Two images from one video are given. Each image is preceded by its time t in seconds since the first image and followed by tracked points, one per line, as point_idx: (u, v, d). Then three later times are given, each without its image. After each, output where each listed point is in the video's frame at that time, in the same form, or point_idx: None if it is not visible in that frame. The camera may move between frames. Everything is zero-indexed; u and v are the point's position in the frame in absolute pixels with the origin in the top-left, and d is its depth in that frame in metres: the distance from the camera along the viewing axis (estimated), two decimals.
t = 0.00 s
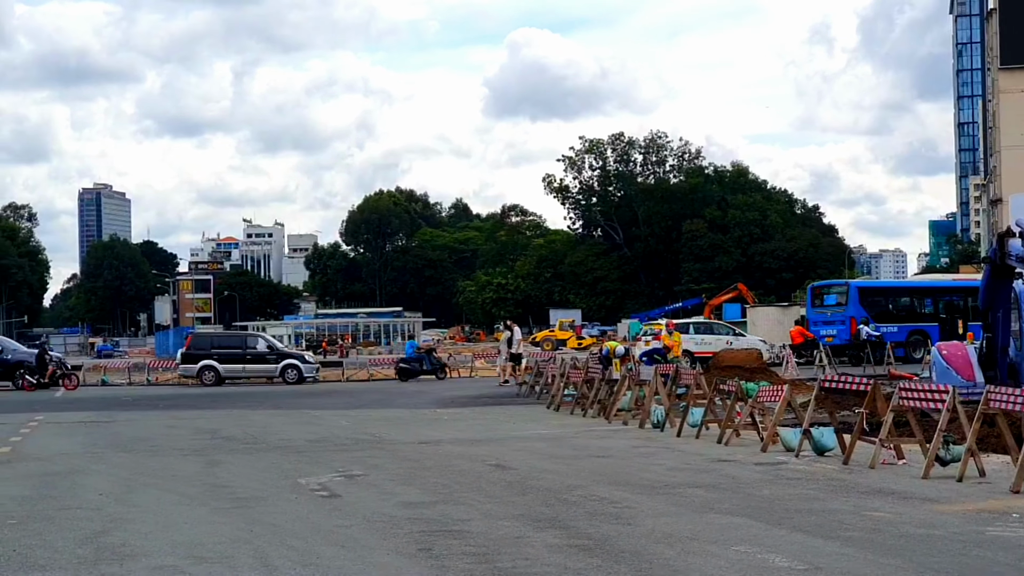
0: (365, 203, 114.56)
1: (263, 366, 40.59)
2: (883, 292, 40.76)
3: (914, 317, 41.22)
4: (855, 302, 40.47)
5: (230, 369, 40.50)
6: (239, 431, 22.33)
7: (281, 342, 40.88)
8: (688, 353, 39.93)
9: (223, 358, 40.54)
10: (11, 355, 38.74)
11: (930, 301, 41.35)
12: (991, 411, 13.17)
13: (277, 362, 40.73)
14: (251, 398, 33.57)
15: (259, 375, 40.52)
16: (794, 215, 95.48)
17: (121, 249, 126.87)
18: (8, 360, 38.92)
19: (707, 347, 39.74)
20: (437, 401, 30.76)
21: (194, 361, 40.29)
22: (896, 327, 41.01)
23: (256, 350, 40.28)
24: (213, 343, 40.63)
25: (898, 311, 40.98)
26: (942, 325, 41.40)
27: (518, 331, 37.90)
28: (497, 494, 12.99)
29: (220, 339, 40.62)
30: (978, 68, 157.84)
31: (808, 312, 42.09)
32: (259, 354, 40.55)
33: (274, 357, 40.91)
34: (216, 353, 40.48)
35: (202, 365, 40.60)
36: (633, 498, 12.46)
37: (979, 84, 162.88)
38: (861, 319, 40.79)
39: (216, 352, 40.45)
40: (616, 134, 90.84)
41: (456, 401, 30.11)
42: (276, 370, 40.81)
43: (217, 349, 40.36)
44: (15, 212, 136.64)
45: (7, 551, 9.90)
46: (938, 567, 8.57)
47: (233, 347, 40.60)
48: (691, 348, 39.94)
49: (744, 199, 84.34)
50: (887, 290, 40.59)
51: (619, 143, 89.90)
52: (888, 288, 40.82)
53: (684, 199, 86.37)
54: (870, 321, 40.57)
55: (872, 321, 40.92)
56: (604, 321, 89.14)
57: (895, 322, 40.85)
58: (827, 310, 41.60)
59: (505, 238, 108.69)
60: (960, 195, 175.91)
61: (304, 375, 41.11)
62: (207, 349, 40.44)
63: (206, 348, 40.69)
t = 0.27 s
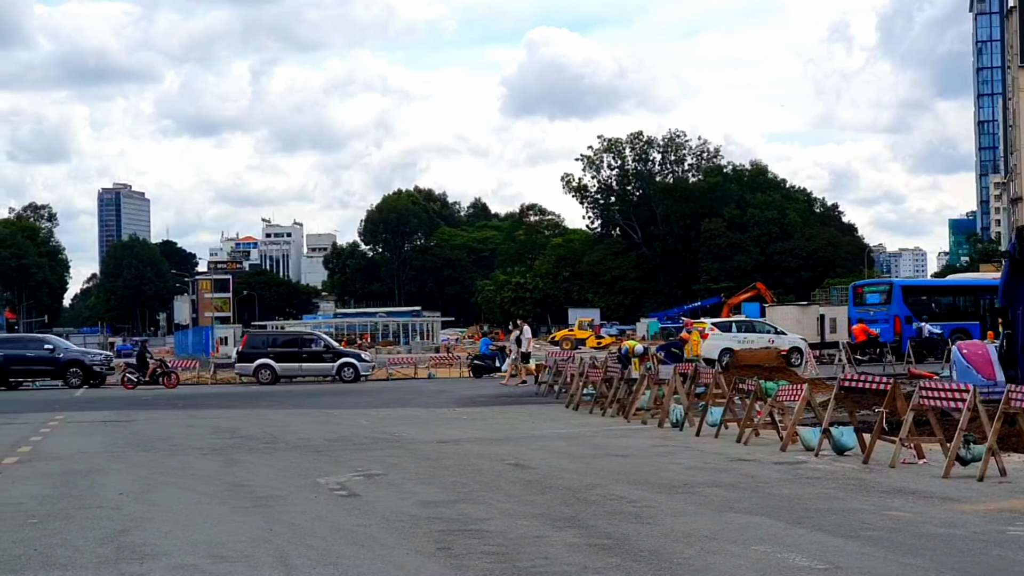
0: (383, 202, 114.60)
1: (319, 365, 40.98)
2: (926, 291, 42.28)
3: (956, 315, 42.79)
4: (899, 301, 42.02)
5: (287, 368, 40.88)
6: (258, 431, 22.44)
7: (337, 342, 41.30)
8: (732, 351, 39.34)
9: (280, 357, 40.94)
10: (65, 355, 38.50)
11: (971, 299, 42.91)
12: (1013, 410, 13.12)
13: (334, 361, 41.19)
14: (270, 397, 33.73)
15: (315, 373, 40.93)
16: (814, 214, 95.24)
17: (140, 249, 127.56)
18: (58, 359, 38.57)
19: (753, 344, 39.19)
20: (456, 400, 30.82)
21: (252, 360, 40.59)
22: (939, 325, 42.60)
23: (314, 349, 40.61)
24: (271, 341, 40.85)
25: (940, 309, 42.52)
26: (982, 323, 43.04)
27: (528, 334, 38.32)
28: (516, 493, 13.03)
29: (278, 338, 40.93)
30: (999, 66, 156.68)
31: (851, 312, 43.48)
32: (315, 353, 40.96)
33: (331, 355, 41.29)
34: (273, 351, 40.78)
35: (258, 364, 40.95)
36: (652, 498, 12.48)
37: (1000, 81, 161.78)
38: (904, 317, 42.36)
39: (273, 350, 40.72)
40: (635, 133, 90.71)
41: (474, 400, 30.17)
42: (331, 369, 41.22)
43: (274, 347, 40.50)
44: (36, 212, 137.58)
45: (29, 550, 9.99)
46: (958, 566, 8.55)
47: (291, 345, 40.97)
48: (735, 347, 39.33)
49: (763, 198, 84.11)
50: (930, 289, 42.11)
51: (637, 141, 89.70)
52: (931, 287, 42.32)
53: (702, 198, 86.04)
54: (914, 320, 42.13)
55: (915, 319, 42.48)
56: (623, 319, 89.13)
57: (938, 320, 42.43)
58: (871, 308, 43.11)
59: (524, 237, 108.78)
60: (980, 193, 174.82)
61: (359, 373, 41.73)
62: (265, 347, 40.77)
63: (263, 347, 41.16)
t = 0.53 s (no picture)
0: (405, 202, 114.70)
1: (378, 364, 41.13)
2: (972, 290, 42.89)
3: (1002, 314, 43.23)
4: (945, 298, 42.67)
5: (344, 365, 41.09)
6: (281, 430, 22.57)
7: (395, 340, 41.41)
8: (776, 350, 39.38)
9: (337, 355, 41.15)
10: (120, 355, 38.57)
11: (1016, 299, 43.34)
12: None
13: (392, 360, 41.28)
14: (292, 398, 33.87)
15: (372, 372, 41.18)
16: (837, 213, 94.80)
17: (163, 249, 128.28)
18: (114, 358, 38.71)
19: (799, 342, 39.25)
20: (478, 399, 30.87)
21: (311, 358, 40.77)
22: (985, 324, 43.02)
23: (373, 348, 40.77)
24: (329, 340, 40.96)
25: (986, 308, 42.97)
26: None
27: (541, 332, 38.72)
28: (540, 493, 13.08)
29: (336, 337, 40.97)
30: None
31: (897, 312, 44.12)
32: (374, 351, 41.09)
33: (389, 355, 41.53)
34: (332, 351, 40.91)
35: (316, 363, 41.18)
36: (676, 498, 12.48)
37: None
38: (951, 316, 42.91)
39: (331, 349, 40.88)
40: (657, 132, 90.60)
41: (497, 400, 30.23)
42: (390, 366, 41.35)
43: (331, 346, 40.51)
44: (60, 212, 138.70)
45: (54, 549, 10.11)
46: (984, 568, 8.52)
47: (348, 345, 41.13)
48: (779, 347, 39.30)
49: (785, 197, 83.76)
50: (976, 287, 42.73)
51: (659, 141, 89.53)
52: (977, 285, 42.89)
53: (725, 197, 85.95)
54: (960, 318, 42.69)
55: (963, 319, 43.01)
56: (645, 319, 88.95)
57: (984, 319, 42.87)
58: (918, 308, 43.79)
59: (546, 237, 108.78)
60: (1005, 192, 173.37)
61: (418, 372, 41.87)
62: (324, 345, 40.97)
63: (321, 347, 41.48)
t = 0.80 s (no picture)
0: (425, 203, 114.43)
1: (436, 362, 42.44)
2: (1018, 290, 42.96)
3: None
4: (992, 298, 42.66)
5: (403, 365, 42.49)
6: (302, 431, 22.69)
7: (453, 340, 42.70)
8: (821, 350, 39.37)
9: (396, 355, 42.55)
10: (173, 355, 39.52)
11: None
12: None
13: (450, 359, 42.54)
14: (313, 398, 34.01)
15: (431, 371, 42.51)
16: (859, 213, 94.39)
17: (184, 249, 128.95)
18: (167, 358, 39.62)
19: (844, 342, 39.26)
20: (499, 400, 30.95)
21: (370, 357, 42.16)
22: None
23: (430, 347, 42.13)
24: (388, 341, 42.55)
25: None
26: None
27: (553, 335, 39.03)
28: (561, 493, 13.11)
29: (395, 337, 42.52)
30: None
31: (941, 311, 44.22)
32: (430, 350, 42.47)
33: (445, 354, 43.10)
34: (390, 351, 42.41)
35: (376, 363, 42.62)
36: (697, 498, 12.49)
37: None
38: (997, 316, 42.90)
39: (389, 350, 42.38)
40: (678, 132, 90.38)
41: (518, 401, 30.27)
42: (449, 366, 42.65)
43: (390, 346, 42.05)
44: (82, 213, 139.75)
45: (78, 549, 10.23)
46: (1006, 569, 8.51)
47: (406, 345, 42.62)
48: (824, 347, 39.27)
49: (807, 198, 83.37)
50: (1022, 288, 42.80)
51: (681, 141, 89.40)
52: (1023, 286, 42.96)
53: (746, 197, 85.47)
54: (1007, 318, 42.70)
55: (1008, 320, 43.06)
56: (665, 321, 88.74)
57: None
58: (962, 308, 43.67)
59: (567, 238, 108.71)
60: None
61: (476, 370, 43.13)
62: (382, 346, 42.47)
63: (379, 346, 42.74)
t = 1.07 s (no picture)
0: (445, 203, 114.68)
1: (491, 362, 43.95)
2: None
3: None
4: None
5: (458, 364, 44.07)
6: (322, 431, 22.85)
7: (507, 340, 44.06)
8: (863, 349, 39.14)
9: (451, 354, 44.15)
10: (224, 354, 39.74)
11: None
12: None
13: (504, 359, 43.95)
14: (332, 398, 34.15)
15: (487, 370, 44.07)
16: (879, 214, 94.09)
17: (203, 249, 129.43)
18: (218, 358, 39.89)
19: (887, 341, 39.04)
20: (518, 400, 31.02)
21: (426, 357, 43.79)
22: None
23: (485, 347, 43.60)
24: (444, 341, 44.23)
25: None
26: None
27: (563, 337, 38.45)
28: (581, 494, 13.16)
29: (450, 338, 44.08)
30: None
31: (982, 311, 43.92)
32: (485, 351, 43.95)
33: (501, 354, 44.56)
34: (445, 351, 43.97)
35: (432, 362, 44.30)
36: (717, 499, 12.52)
37: None
38: None
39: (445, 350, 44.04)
40: (698, 132, 90.23)
41: (537, 401, 30.32)
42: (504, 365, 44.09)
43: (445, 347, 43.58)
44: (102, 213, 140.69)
45: (99, 548, 10.35)
46: None
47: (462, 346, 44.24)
48: (867, 346, 39.00)
49: (827, 198, 83.15)
50: None
51: (700, 141, 89.37)
52: None
53: (767, 198, 85.31)
54: None
55: None
56: (684, 322, 88.55)
57: None
58: (1003, 308, 43.49)
59: (586, 238, 108.65)
60: None
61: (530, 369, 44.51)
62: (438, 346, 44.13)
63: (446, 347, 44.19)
